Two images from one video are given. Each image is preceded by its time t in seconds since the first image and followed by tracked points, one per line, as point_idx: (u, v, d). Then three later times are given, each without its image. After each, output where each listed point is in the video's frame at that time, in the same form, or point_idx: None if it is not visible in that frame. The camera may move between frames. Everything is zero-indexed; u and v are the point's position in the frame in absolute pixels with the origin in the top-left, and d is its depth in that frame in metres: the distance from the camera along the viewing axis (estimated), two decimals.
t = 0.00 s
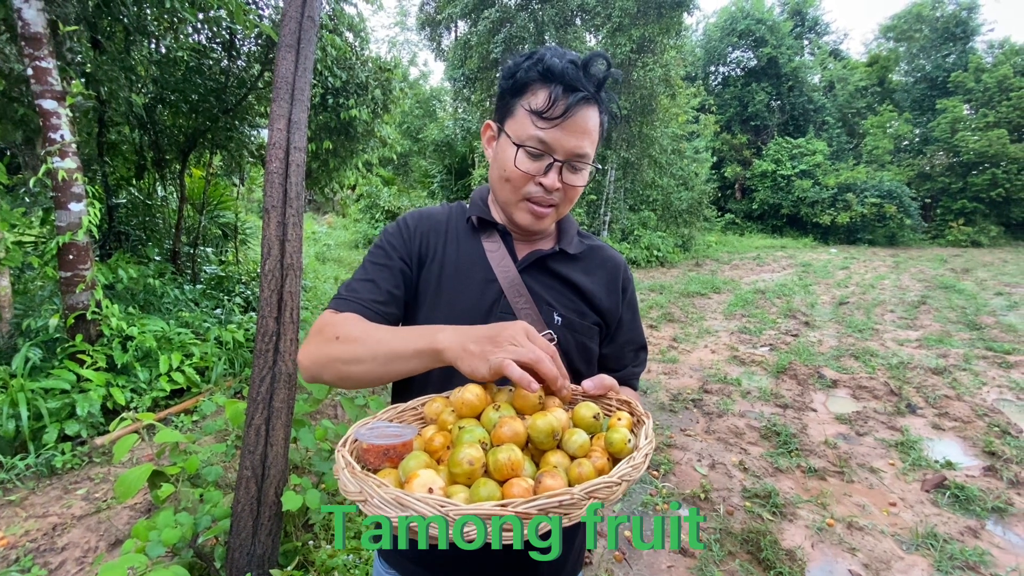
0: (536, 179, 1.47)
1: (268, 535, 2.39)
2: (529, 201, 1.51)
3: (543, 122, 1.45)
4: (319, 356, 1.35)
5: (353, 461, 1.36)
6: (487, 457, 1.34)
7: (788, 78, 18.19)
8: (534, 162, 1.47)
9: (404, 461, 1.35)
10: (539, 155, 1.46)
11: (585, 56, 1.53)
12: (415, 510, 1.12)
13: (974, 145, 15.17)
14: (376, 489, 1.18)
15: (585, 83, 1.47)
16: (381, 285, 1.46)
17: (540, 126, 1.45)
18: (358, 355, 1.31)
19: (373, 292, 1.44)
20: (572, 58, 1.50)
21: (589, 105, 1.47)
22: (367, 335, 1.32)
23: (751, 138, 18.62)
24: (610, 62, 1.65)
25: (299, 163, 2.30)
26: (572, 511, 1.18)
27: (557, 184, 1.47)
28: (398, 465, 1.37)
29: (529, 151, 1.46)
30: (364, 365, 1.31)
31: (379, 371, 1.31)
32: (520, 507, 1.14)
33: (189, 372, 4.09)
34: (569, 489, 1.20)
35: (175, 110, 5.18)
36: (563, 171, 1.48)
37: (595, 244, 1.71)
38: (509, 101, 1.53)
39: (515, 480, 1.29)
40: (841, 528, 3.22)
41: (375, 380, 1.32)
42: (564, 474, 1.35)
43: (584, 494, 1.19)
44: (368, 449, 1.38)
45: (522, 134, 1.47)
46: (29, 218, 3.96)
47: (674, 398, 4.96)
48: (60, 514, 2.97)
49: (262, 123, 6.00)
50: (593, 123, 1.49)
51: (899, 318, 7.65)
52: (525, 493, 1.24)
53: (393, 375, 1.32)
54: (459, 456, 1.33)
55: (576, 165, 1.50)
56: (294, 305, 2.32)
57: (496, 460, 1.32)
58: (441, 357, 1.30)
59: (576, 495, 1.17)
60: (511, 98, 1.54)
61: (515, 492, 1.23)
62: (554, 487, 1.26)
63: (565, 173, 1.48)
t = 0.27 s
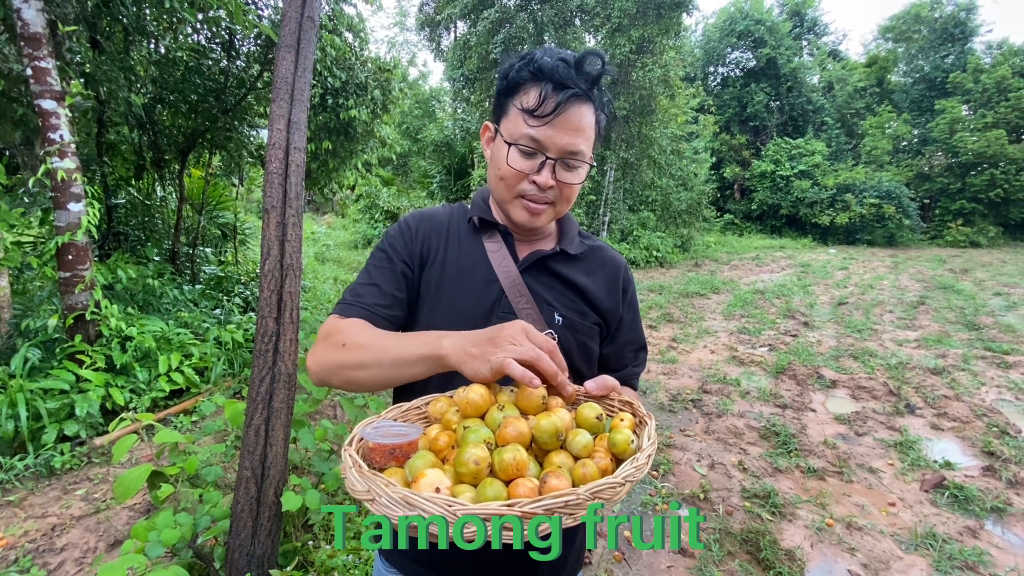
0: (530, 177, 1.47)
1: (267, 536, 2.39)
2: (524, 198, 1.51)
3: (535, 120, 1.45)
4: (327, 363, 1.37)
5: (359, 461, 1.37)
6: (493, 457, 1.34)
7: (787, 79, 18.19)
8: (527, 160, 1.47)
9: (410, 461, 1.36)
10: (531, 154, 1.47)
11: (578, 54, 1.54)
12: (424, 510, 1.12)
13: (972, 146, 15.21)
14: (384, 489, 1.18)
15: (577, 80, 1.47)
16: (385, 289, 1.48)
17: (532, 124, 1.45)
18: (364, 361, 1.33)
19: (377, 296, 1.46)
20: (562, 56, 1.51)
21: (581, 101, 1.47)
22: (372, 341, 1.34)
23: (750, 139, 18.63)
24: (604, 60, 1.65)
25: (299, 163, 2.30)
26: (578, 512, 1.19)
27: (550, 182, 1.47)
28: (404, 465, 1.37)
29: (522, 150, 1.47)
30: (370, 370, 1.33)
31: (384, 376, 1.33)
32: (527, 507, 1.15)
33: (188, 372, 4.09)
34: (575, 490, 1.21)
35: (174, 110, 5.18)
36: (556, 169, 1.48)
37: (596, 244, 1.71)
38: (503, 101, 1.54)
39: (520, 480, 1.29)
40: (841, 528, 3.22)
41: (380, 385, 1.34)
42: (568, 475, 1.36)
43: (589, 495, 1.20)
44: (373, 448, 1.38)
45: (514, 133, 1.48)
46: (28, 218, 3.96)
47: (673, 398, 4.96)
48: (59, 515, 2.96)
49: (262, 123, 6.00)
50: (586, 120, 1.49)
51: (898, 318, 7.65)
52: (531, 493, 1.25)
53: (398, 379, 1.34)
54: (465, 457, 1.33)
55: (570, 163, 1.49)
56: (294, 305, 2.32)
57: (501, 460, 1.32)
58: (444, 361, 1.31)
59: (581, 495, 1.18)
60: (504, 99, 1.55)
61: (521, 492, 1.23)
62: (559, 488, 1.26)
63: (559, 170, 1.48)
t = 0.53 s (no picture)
0: (530, 179, 1.48)
1: (267, 536, 2.39)
2: (524, 200, 1.51)
3: (533, 122, 1.46)
4: (333, 365, 1.39)
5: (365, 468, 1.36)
6: (498, 462, 1.35)
7: (786, 79, 18.19)
8: (527, 162, 1.48)
9: (416, 468, 1.36)
10: (530, 156, 1.47)
11: (574, 53, 1.54)
12: (435, 518, 1.12)
13: (971, 147, 15.23)
14: (394, 497, 1.18)
15: (573, 81, 1.47)
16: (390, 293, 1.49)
17: (530, 126, 1.46)
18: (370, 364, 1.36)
19: (381, 298, 1.47)
20: (558, 58, 1.51)
21: (578, 103, 1.47)
22: (377, 344, 1.36)
23: (749, 139, 18.64)
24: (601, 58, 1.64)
25: (299, 164, 2.30)
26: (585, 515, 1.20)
27: (550, 183, 1.48)
28: (410, 471, 1.37)
29: (521, 153, 1.48)
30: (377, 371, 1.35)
31: (388, 380, 1.35)
32: (535, 513, 1.16)
33: (188, 373, 4.09)
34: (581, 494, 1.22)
35: (173, 111, 5.18)
36: (555, 170, 1.48)
37: (596, 245, 1.71)
38: (500, 104, 1.54)
39: (527, 485, 1.30)
40: (840, 528, 3.23)
41: (385, 387, 1.36)
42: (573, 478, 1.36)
43: (595, 499, 1.21)
44: (379, 455, 1.38)
45: (513, 136, 1.49)
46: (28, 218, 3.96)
47: (673, 399, 4.96)
48: (59, 515, 2.97)
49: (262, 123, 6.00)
50: (584, 120, 1.49)
51: (897, 318, 7.66)
52: (538, 497, 1.26)
53: (401, 382, 1.36)
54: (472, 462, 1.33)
55: (569, 163, 1.50)
56: (294, 306, 2.32)
57: (507, 465, 1.33)
58: (447, 361, 1.33)
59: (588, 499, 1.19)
60: (502, 101, 1.55)
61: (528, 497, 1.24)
62: (566, 492, 1.27)
63: (558, 172, 1.49)
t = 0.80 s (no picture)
0: (520, 174, 1.48)
1: (267, 536, 2.39)
2: (517, 196, 1.52)
3: (521, 118, 1.47)
4: (340, 366, 1.42)
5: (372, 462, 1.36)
6: (504, 459, 1.35)
7: (786, 80, 18.20)
8: (517, 158, 1.49)
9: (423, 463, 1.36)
10: (520, 151, 1.48)
11: (566, 52, 1.55)
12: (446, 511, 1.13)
13: (971, 147, 15.25)
14: (402, 491, 1.18)
15: (562, 76, 1.48)
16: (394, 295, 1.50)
17: (519, 122, 1.47)
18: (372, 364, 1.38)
19: (383, 300, 1.48)
20: (549, 56, 1.53)
21: (567, 98, 1.47)
22: (381, 345, 1.38)
23: (749, 140, 18.67)
24: (597, 58, 1.64)
25: (300, 164, 2.30)
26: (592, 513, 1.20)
27: (540, 177, 1.47)
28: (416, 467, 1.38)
29: (511, 148, 1.49)
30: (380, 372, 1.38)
31: (392, 381, 1.37)
32: (543, 509, 1.16)
33: (188, 373, 4.09)
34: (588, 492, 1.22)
35: (173, 111, 5.18)
36: (545, 165, 1.48)
37: (598, 247, 1.71)
38: (495, 105, 1.58)
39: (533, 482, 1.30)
40: (839, 528, 3.23)
41: (392, 388, 1.39)
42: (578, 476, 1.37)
43: (602, 497, 1.21)
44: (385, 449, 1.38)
45: (504, 132, 1.50)
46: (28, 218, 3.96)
47: (672, 399, 4.97)
48: (59, 515, 2.96)
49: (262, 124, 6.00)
50: (575, 115, 1.48)
51: (897, 319, 7.67)
52: (544, 495, 1.26)
53: (404, 384, 1.38)
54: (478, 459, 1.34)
55: (561, 157, 1.49)
56: (294, 306, 2.32)
57: (514, 462, 1.33)
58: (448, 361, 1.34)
59: (596, 496, 1.20)
60: (497, 102, 1.58)
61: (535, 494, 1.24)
62: (572, 490, 1.28)
63: (548, 166, 1.48)
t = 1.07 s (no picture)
0: (518, 174, 1.48)
1: (267, 537, 2.39)
2: (515, 197, 1.52)
3: (519, 117, 1.48)
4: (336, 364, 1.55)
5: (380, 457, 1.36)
6: (513, 454, 1.35)
7: (786, 81, 18.21)
8: (515, 157, 1.49)
9: (432, 458, 1.36)
10: (519, 150, 1.48)
11: (566, 52, 1.56)
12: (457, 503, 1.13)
13: (970, 149, 15.27)
14: (412, 483, 1.18)
15: (560, 76, 1.48)
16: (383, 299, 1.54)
17: (517, 121, 1.48)
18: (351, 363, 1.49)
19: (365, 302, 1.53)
20: (549, 55, 1.53)
21: (565, 98, 1.48)
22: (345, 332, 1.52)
23: (749, 141, 18.68)
24: (598, 58, 1.64)
25: (300, 164, 2.30)
26: (603, 508, 1.20)
27: (537, 177, 1.47)
28: (425, 462, 1.37)
29: (510, 147, 1.49)
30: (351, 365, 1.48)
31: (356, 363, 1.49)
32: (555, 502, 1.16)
33: (188, 373, 4.08)
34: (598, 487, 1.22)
35: (173, 111, 5.18)
36: (543, 165, 1.48)
37: (600, 247, 1.72)
38: (495, 105, 1.59)
39: (542, 477, 1.30)
40: (839, 529, 3.23)
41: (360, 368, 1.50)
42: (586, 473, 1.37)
43: (613, 492, 1.21)
44: (394, 444, 1.38)
45: (503, 132, 1.52)
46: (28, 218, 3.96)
47: (672, 400, 4.97)
48: (58, 515, 2.96)
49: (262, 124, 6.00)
50: (573, 115, 1.48)
51: (897, 320, 7.68)
52: (554, 489, 1.26)
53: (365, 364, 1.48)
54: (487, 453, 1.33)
55: (559, 156, 1.48)
56: (294, 306, 2.32)
57: (523, 457, 1.34)
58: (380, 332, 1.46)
59: (607, 490, 1.20)
60: (498, 103, 1.59)
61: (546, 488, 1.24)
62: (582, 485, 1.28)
63: (546, 166, 1.48)
